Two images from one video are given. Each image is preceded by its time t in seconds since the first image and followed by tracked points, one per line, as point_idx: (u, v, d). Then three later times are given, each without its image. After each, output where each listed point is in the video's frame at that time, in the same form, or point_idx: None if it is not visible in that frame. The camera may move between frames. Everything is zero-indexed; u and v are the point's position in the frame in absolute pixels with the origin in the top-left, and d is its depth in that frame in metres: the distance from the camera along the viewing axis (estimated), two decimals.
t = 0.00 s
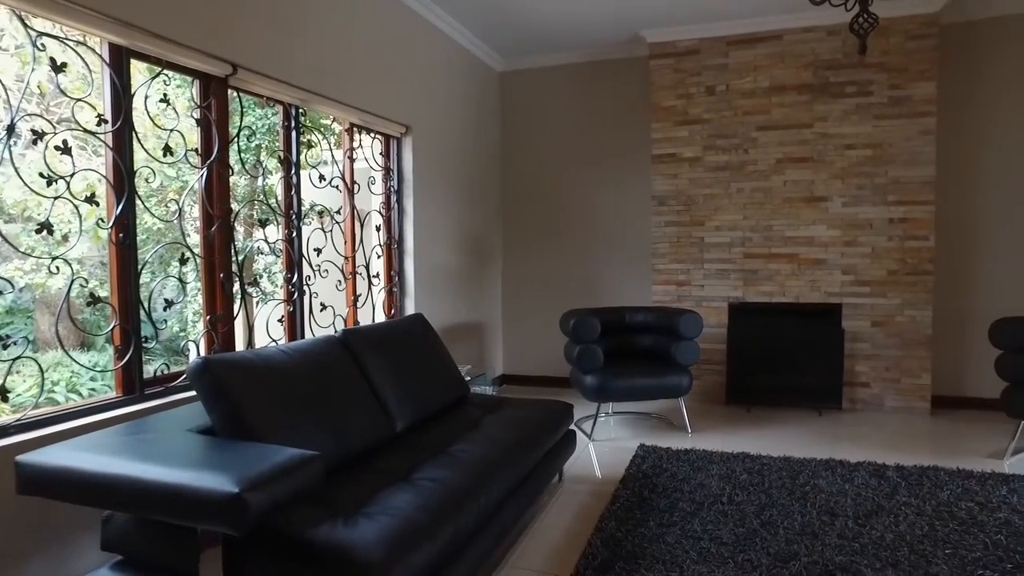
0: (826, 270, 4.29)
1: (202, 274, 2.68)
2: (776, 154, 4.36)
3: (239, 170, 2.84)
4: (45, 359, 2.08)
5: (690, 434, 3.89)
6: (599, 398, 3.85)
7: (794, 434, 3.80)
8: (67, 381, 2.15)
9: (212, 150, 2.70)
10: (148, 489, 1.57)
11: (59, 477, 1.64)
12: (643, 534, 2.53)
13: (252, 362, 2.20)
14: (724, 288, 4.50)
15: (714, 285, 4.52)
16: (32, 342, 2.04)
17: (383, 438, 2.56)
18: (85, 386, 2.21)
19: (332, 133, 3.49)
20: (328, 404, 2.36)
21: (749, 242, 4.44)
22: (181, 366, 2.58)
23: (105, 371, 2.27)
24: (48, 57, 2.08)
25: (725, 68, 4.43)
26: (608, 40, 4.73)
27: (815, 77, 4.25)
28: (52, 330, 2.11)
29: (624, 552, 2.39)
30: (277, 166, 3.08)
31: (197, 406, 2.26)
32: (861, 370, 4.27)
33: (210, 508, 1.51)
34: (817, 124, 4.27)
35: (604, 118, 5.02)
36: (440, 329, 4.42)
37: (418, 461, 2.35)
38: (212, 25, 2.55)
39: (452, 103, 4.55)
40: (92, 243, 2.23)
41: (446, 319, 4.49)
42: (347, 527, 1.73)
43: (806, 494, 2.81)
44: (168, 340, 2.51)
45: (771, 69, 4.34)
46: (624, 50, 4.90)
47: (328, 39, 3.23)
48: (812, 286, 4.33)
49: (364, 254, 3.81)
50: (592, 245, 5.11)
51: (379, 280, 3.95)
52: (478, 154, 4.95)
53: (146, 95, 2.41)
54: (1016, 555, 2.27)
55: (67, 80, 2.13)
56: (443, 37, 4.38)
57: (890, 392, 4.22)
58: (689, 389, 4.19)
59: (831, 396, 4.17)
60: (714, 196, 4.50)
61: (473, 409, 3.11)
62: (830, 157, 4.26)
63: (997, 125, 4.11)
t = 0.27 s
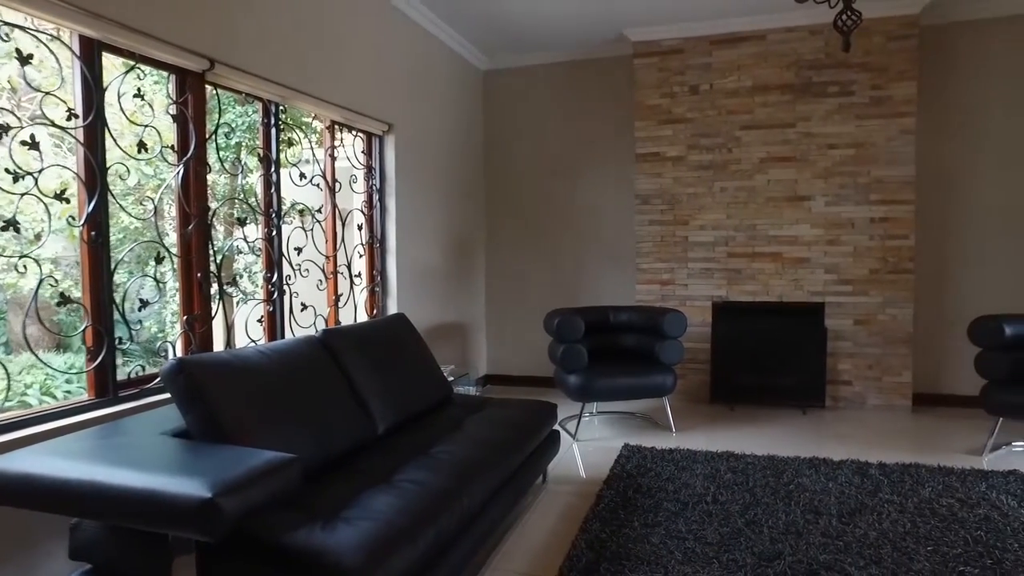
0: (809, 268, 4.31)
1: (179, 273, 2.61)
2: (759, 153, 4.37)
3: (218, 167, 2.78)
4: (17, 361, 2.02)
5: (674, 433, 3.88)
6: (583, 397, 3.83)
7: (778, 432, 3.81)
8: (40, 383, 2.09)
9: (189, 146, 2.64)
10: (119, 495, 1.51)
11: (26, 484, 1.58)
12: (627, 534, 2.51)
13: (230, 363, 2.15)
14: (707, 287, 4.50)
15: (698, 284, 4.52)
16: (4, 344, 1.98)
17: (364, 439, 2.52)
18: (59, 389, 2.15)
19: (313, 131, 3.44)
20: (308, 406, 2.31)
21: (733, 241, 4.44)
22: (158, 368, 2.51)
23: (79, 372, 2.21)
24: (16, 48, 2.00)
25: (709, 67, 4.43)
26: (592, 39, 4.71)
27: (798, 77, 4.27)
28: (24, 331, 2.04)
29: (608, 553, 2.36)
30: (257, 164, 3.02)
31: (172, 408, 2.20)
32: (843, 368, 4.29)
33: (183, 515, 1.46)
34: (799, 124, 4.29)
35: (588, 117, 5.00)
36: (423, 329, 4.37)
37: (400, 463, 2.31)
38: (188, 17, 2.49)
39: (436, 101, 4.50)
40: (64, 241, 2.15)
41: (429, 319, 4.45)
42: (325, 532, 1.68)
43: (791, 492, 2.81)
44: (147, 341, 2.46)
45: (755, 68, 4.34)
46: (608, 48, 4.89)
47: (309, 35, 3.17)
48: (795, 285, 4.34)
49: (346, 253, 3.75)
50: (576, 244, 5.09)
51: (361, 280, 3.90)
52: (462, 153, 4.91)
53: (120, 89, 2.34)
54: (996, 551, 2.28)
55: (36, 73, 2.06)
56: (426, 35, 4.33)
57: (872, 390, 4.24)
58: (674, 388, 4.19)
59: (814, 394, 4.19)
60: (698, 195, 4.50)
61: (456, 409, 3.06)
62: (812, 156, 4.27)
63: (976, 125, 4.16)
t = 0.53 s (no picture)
0: (791, 267, 4.32)
1: (152, 273, 2.52)
2: (741, 152, 4.37)
3: (193, 165, 2.70)
4: None
5: (656, 432, 3.87)
6: (565, 397, 3.80)
7: (760, 431, 3.81)
8: (9, 386, 2.01)
9: (162, 142, 2.55)
10: (83, 504, 1.44)
11: None
12: (610, 536, 2.48)
13: (203, 365, 2.07)
14: (690, 286, 4.50)
15: (681, 283, 4.51)
16: None
17: (343, 442, 2.46)
18: (28, 392, 2.07)
19: (291, 128, 3.36)
20: (285, 408, 2.24)
21: (715, 239, 4.45)
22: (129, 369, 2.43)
23: (47, 374, 2.13)
24: None
25: (691, 65, 4.43)
26: (574, 36, 4.68)
27: (780, 76, 4.28)
28: None
29: (591, 555, 2.33)
30: (233, 161, 2.94)
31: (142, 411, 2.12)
32: (825, 367, 4.31)
33: (150, 524, 1.39)
34: (781, 123, 4.30)
35: (570, 115, 4.98)
36: (404, 329, 4.31)
37: (379, 465, 2.26)
38: (160, 9, 2.41)
39: (417, 98, 4.44)
40: (29, 239, 2.06)
41: (410, 319, 4.39)
42: (300, 538, 1.63)
43: (773, 492, 2.80)
44: (123, 343, 2.39)
45: (737, 67, 4.35)
46: (590, 46, 4.87)
47: (287, 29, 3.10)
48: (777, 284, 4.35)
49: (325, 251, 3.68)
50: (558, 243, 5.06)
51: (340, 279, 3.83)
52: (443, 150, 4.85)
53: (88, 82, 2.25)
54: (975, 547, 2.29)
55: None
56: (406, 31, 4.27)
57: (853, 388, 4.27)
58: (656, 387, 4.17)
59: (796, 392, 4.20)
60: (680, 194, 4.49)
61: (437, 410, 3.02)
62: (794, 156, 4.29)
63: (954, 125, 4.20)
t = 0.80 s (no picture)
0: (773, 266, 4.34)
1: (126, 272, 2.45)
2: (723, 151, 4.38)
3: (169, 161, 2.63)
4: None
5: (640, 431, 3.86)
6: (548, 397, 3.78)
7: (743, 429, 3.82)
8: None
9: (135, 138, 2.47)
10: (49, 513, 1.38)
11: None
12: (595, 537, 2.46)
13: (178, 367, 2.01)
14: (673, 285, 4.50)
15: (664, 282, 4.52)
16: None
17: (323, 444, 2.41)
18: None
19: (270, 125, 3.29)
20: (263, 410, 2.19)
21: (698, 238, 4.45)
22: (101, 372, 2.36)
23: (12, 376, 2.05)
24: None
25: (674, 64, 4.43)
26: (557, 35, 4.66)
27: (761, 75, 4.30)
28: None
29: (575, 556, 2.31)
30: (210, 158, 2.87)
31: (113, 415, 2.05)
32: (807, 365, 4.33)
33: (118, 533, 1.34)
34: (763, 122, 4.32)
35: (553, 114, 4.96)
36: (386, 329, 4.26)
37: (359, 468, 2.21)
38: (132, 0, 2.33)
39: (399, 96, 4.39)
40: None
41: (392, 319, 4.33)
42: (278, 544, 1.58)
43: (757, 490, 2.80)
44: (98, 344, 2.33)
45: (719, 66, 4.35)
46: (573, 44, 4.85)
47: (265, 22, 3.03)
48: (759, 282, 4.37)
49: (305, 250, 3.62)
50: (541, 242, 5.03)
51: (321, 278, 3.77)
52: (425, 149, 4.80)
53: (57, 75, 2.17)
54: (955, 543, 2.30)
55: None
56: (388, 28, 4.21)
57: (834, 386, 4.29)
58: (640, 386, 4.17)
59: (778, 391, 4.23)
60: (663, 192, 4.49)
61: (419, 411, 2.97)
62: (776, 155, 4.31)
63: (931, 126, 4.25)
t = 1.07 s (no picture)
0: (751, 266, 4.37)
1: (95, 273, 2.37)
2: (703, 151, 4.40)
3: (140, 159, 2.55)
4: None
5: (621, 432, 3.85)
6: (529, 398, 3.76)
7: (723, 429, 3.83)
8: None
9: (105, 134, 2.39)
10: (9, 525, 1.32)
11: None
12: (576, 539, 2.44)
13: (148, 371, 1.95)
14: (653, 285, 4.51)
15: (644, 281, 4.52)
16: None
17: (300, 448, 2.35)
18: None
19: (246, 123, 3.22)
20: (238, 415, 2.13)
21: (677, 238, 4.46)
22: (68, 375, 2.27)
23: None
24: None
25: (654, 64, 4.44)
26: (537, 33, 4.64)
27: (740, 76, 4.32)
28: None
29: (557, 559, 2.28)
30: (183, 156, 2.80)
31: (79, 421, 1.98)
32: (786, 364, 4.36)
33: (84, 545, 1.28)
34: (742, 122, 4.34)
35: (533, 113, 4.94)
36: (364, 330, 4.20)
37: (337, 472, 2.16)
38: None
39: (377, 93, 4.33)
40: None
41: (370, 320, 4.28)
42: (252, 552, 1.53)
43: (738, 489, 2.81)
44: (66, 346, 2.25)
45: (699, 66, 4.37)
46: (553, 44, 4.84)
47: (241, 17, 2.96)
48: (738, 282, 4.39)
49: (281, 250, 3.55)
50: (522, 242, 5.01)
51: (298, 279, 3.70)
52: (404, 147, 4.75)
53: (20, 69, 2.08)
54: (932, 539, 2.32)
55: None
56: (366, 25, 4.15)
57: (812, 385, 4.33)
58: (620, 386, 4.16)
59: (757, 391, 4.25)
60: (642, 192, 4.50)
61: (398, 413, 2.93)
62: (754, 155, 4.33)
63: (906, 127, 4.31)
